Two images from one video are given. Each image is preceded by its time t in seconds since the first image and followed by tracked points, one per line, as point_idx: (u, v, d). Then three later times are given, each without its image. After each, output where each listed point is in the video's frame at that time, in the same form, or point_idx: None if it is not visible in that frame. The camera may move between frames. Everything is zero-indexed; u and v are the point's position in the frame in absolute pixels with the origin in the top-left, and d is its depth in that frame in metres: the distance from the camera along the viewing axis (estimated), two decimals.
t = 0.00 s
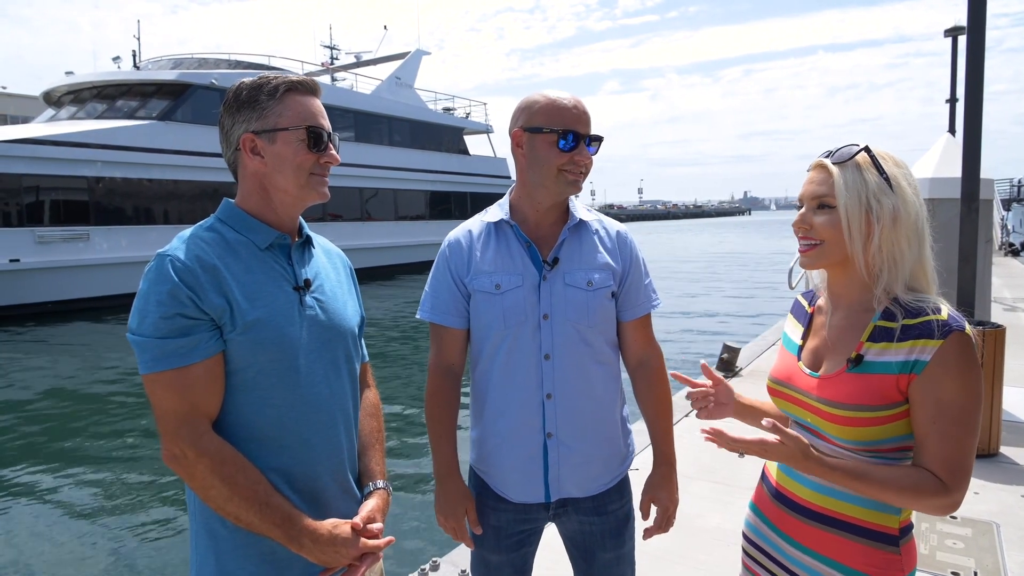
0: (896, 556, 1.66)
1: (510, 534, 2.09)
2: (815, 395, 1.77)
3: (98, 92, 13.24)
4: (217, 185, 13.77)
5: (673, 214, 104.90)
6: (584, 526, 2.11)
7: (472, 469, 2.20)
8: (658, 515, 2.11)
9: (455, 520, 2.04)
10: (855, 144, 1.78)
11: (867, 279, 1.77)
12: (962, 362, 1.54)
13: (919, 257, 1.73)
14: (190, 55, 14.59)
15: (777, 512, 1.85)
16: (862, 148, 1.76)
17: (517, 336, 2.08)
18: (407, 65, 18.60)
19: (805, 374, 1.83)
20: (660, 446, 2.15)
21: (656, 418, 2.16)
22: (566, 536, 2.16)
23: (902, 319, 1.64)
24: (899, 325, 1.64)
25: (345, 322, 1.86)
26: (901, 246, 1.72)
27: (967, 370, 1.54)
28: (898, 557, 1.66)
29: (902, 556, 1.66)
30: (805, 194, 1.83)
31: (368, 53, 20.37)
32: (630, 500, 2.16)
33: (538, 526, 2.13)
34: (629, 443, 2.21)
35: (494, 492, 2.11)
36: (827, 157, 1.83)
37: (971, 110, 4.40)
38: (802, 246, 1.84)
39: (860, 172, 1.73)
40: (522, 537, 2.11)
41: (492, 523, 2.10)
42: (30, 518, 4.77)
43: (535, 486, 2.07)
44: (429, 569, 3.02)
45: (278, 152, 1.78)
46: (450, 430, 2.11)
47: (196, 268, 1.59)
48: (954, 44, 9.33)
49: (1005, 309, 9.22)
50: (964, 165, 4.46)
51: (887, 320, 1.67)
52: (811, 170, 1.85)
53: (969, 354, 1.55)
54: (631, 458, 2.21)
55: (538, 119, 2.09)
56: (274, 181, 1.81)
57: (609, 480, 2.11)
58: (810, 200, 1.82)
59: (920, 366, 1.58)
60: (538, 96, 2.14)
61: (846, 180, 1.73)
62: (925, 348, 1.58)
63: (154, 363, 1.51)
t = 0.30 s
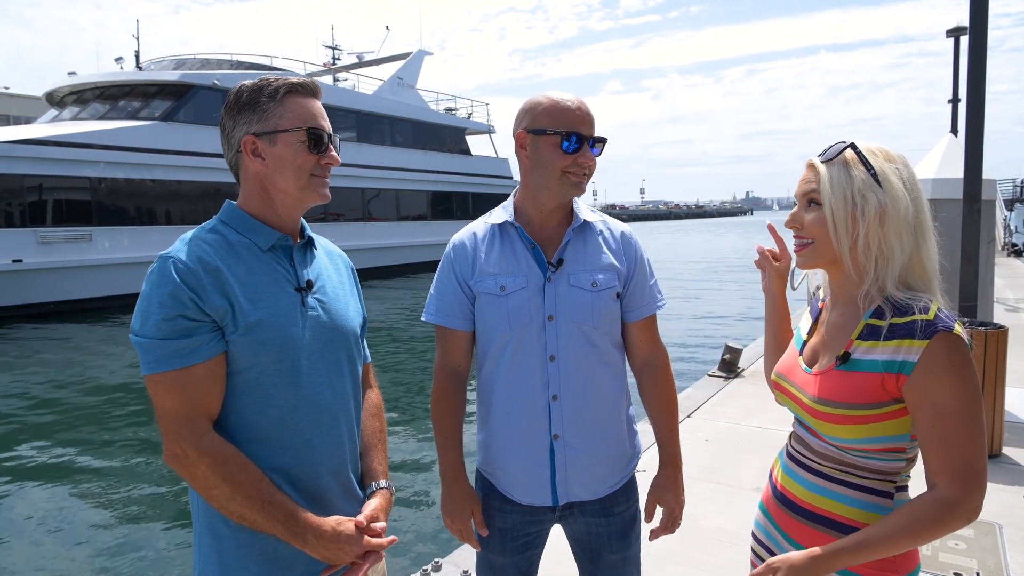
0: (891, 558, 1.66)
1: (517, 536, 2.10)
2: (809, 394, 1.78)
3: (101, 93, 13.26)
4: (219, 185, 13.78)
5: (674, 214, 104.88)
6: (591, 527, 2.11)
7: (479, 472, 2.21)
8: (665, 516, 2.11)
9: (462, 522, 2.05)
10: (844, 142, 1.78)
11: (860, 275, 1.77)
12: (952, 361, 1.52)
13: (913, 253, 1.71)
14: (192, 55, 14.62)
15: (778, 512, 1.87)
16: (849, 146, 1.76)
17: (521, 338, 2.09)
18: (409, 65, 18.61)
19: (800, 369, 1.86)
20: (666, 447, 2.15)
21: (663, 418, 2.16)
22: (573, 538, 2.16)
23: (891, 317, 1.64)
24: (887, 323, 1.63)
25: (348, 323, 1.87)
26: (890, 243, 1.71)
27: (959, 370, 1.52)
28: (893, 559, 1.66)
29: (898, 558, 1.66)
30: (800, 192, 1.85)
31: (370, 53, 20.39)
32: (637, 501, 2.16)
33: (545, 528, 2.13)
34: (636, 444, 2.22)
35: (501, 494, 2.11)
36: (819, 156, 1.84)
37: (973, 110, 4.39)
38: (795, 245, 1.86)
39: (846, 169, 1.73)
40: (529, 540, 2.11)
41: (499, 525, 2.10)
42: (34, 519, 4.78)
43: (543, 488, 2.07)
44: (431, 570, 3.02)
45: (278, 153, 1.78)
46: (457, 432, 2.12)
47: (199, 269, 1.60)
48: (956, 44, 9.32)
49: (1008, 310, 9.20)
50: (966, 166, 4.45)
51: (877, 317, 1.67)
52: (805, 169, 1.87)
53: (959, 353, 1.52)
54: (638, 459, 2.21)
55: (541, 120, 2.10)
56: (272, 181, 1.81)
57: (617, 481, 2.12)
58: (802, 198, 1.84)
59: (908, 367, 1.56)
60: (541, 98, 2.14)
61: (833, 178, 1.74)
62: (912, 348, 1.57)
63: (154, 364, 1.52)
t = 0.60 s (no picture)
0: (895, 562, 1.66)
1: (518, 537, 2.10)
2: (814, 396, 1.78)
3: (104, 93, 13.30)
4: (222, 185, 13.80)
5: (676, 214, 104.81)
6: (591, 529, 2.12)
7: (479, 473, 2.22)
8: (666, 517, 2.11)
9: (464, 523, 2.06)
10: (830, 148, 1.80)
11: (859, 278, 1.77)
12: (957, 360, 1.52)
13: (912, 252, 1.72)
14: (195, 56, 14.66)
15: (782, 514, 1.88)
16: (837, 151, 1.79)
17: (522, 340, 2.09)
18: (411, 66, 18.63)
19: (807, 372, 1.85)
20: (667, 448, 2.15)
21: (664, 419, 2.16)
22: (573, 539, 2.17)
23: (898, 320, 1.63)
24: (894, 326, 1.63)
25: (351, 324, 1.87)
26: (884, 245, 1.72)
27: (961, 369, 1.51)
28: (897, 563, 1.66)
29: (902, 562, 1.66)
30: (791, 200, 1.86)
31: (372, 53, 20.43)
32: (638, 503, 2.17)
33: (546, 530, 2.13)
34: (636, 447, 2.22)
35: (502, 495, 2.12)
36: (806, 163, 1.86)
37: (975, 112, 4.39)
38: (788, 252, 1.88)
39: (835, 175, 1.75)
40: (530, 541, 2.12)
41: (500, 527, 2.11)
42: (37, 518, 4.81)
43: (544, 490, 2.08)
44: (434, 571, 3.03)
45: (280, 156, 1.79)
46: (458, 432, 2.12)
47: (201, 272, 1.61)
48: (958, 44, 9.32)
49: (1011, 310, 9.19)
50: (968, 166, 4.45)
51: (884, 321, 1.67)
52: (794, 177, 1.88)
53: (969, 357, 1.52)
54: (639, 461, 2.22)
55: (541, 123, 2.10)
56: (276, 185, 1.82)
57: (618, 483, 2.12)
58: (794, 205, 1.85)
59: (918, 371, 1.56)
60: (541, 101, 2.15)
61: (821, 185, 1.76)
62: (921, 352, 1.56)
63: (154, 365, 1.53)
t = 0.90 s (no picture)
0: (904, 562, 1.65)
1: (517, 536, 2.11)
2: (828, 398, 1.77)
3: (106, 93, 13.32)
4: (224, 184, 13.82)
5: (679, 214, 104.78)
6: (590, 529, 2.12)
7: (478, 472, 2.22)
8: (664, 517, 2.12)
9: (462, 522, 2.06)
10: (855, 147, 1.79)
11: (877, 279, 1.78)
12: (979, 363, 1.52)
13: (930, 254, 1.73)
14: (197, 56, 14.68)
15: (787, 516, 1.87)
16: (862, 151, 1.77)
17: (522, 341, 2.09)
18: (414, 66, 18.65)
19: (817, 374, 1.84)
20: (665, 448, 2.15)
21: (663, 420, 2.16)
22: (572, 539, 2.17)
23: (915, 320, 1.64)
24: (912, 326, 1.64)
25: (357, 324, 1.88)
26: (910, 246, 1.72)
27: (984, 372, 1.52)
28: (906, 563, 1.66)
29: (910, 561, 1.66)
30: (810, 199, 1.84)
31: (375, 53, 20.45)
32: (637, 503, 2.17)
33: (544, 529, 2.14)
34: (634, 447, 2.22)
35: (501, 495, 2.12)
36: (827, 161, 1.84)
37: (978, 112, 4.39)
38: (809, 251, 1.86)
39: (861, 175, 1.74)
40: (529, 540, 2.12)
41: (499, 526, 2.12)
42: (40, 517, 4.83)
43: (542, 490, 2.08)
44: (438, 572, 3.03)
45: (292, 158, 1.79)
46: (458, 432, 2.12)
47: (207, 274, 1.61)
48: (961, 44, 9.30)
49: (1014, 311, 9.17)
50: (972, 167, 4.44)
51: (900, 321, 1.67)
52: (813, 175, 1.87)
53: (988, 359, 1.52)
54: (637, 461, 2.22)
55: (537, 122, 2.11)
56: (289, 187, 1.82)
57: (616, 483, 2.12)
58: (815, 205, 1.83)
59: (938, 368, 1.56)
60: (537, 101, 2.15)
61: (849, 184, 1.74)
62: (942, 350, 1.56)
63: (154, 364, 1.53)
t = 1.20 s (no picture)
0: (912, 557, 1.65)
1: (513, 532, 2.11)
2: (832, 395, 1.77)
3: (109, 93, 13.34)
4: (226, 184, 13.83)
5: (681, 214, 104.66)
6: (586, 527, 2.11)
7: (474, 469, 2.22)
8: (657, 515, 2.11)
9: (458, 519, 2.06)
10: (866, 146, 1.78)
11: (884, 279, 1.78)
12: (987, 363, 1.54)
13: (936, 255, 1.74)
14: (199, 56, 14.69)
15: (790, 516, 1.86)
16: (874, 151, 1.77)
17: (520, 341, 2.09)
18: (416, 65, 18.65)
19: (822, 375, 1.82)
20: (660, 447, 2.16)
21: (657, 421, 2.17)
22: (568, 537, 2.17)
23: (925, 318, 1.64)
24: (920, 324, 1.64)
25: (361, 323, 1.88)
26: (918, 246, 1.73)
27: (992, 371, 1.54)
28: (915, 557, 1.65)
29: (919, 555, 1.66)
30: (820, 197, 1.82)
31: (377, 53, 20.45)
32: (632, 502, 2.16)
33: (539, 526, 2.13)
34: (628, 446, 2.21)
35: (496, 492, 2.12)
36: (838, 160, 1.83)
37: (982, 112, 4.37)
38: (817, 250, 1.84)
39: (874, 174, 1.73)
40: (525, 536, 2.12)
41: (495, 523, 2.12)
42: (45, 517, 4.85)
43: (537, 488, 2.08)
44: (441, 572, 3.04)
45: (300, 160, 1.80)
46: (455, 430, 2.12)
47: (213, 274, 1.61)
48: (964, 43, 9.27)
49: (1018, 310, 9.15)
50: (975, 167, 4.43)
51: (908, 319, 1.68)
52: (821, 174, 1.85)
53: (994, 355, 1.55)
54: (631, 460, 2.21)
55: (537, 124, 2.11)
56: (297, 188, 1.82)
57: (611, 482, 2.12)
58: (824, 204, 1.81)
59: (948, 364, 1.57)
60: (538, 103, 2.15)
61: (863, 183, 1.73)
62: (952, 345, 1.57)
63: (159, 363, 1.54)
